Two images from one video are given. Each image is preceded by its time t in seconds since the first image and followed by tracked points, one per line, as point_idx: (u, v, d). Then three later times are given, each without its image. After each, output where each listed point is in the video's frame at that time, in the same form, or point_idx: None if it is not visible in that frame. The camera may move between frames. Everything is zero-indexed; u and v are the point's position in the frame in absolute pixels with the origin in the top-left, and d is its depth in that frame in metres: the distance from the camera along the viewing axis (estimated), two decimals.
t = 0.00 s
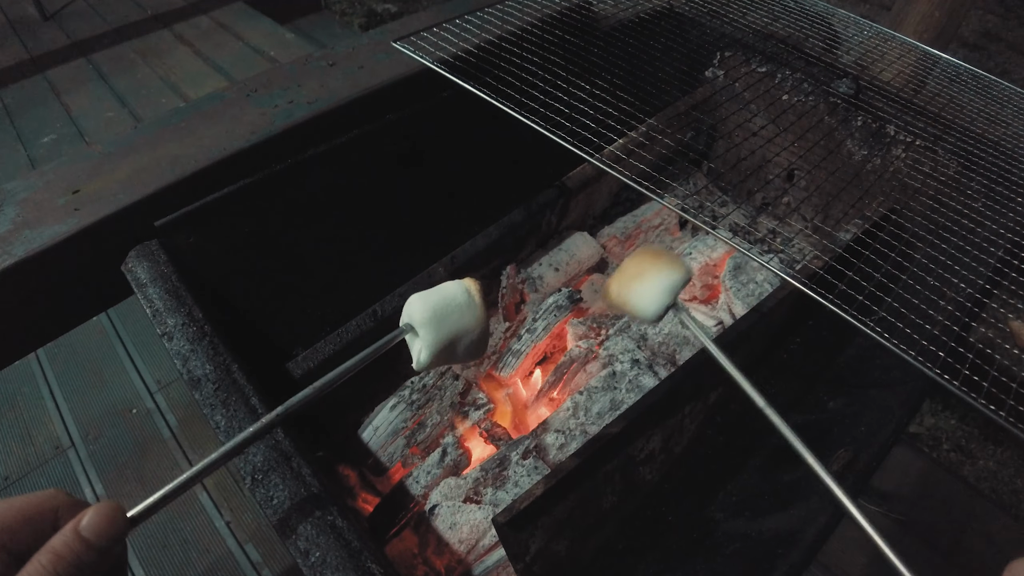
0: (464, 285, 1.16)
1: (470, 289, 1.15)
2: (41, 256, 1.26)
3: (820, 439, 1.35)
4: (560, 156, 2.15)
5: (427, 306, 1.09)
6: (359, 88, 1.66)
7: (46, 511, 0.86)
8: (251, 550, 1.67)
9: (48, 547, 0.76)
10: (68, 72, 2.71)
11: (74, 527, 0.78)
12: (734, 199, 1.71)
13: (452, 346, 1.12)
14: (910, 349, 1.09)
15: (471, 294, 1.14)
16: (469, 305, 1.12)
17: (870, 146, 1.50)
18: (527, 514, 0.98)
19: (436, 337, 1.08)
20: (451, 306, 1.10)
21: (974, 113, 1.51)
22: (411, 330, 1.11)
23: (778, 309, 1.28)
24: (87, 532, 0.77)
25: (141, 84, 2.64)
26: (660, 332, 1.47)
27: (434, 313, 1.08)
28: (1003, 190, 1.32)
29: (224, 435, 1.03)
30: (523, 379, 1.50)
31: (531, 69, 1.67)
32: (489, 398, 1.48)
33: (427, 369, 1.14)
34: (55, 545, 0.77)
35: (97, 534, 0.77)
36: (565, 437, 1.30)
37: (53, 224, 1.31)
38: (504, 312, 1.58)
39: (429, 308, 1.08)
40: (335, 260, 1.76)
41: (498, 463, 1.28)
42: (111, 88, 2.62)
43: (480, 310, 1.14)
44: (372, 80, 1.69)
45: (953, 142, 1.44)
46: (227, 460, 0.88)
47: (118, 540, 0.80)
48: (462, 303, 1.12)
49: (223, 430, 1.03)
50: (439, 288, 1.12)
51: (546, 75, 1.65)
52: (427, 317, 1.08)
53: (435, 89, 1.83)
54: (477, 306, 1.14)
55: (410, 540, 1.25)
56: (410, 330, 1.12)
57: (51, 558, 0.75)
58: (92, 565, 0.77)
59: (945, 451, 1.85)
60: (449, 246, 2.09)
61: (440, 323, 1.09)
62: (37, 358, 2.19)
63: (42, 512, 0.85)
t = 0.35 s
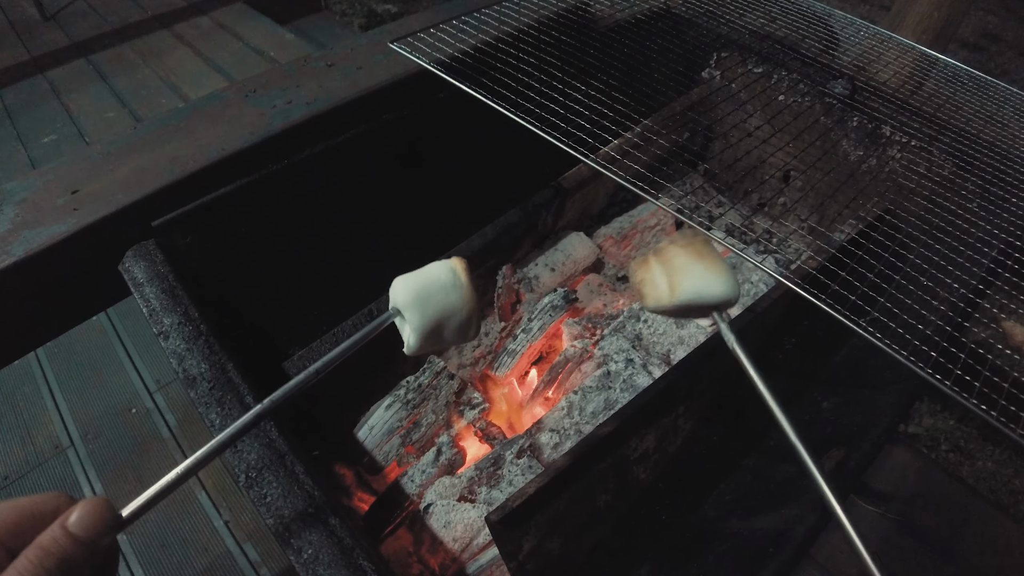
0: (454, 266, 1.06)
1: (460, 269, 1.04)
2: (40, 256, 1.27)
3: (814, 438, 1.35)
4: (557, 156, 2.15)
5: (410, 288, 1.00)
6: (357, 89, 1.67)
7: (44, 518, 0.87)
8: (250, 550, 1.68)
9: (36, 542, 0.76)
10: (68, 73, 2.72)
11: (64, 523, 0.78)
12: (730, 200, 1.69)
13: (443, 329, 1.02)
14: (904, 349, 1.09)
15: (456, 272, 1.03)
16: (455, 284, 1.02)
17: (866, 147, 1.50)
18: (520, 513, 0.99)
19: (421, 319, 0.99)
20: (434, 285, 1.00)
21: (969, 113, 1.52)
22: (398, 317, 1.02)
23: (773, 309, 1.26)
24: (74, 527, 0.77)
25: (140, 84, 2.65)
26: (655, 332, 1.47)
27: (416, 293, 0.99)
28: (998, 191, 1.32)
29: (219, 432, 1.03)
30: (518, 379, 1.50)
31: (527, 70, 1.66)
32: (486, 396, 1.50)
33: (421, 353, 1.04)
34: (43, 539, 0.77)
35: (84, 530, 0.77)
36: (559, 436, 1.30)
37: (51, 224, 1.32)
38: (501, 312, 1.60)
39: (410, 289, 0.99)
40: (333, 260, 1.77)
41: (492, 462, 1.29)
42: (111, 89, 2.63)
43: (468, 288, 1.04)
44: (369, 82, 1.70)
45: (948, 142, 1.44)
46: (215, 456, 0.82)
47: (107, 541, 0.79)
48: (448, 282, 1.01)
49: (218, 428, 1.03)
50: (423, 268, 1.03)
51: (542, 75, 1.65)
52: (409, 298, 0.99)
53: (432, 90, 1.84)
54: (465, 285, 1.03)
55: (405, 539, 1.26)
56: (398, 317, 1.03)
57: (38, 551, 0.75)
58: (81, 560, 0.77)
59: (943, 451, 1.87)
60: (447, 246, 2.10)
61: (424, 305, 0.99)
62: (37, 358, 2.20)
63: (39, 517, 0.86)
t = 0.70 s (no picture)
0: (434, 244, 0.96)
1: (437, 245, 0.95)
2: (46, 255, 1.28)
3: (811, 435, 1.37)
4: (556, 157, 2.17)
5: (387, 273, 0.94)
6: (359, 90, 1.68)
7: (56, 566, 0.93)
8: (251, 548, 1.70)
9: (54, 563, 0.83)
10: (70, 73, 2.74)
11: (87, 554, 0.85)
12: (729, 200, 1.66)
13: (430, 309, 0.94)
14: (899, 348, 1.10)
15: (432, 247, 0.94)
16: (432, 260, 0.93)
17: (863, 147, 1.50)
18: (520, 508, 1.00)
19: (402, 303, 0.92)
20: (411, 267, 0.93)
21: (965, 114, 1.53)
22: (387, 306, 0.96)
23: (771, 308, 1.27)
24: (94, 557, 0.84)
25: (142, 85, 2.67)
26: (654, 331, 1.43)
27: (391, 276, 0.93)
28: (993, 192, 1.33)
29: (224, 428, 1.04)
30: (518, 377, 1.51)
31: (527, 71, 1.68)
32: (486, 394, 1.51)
33: (420, 337, 0.97)
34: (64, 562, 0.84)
35: (101, 559, 0.84)
36: (559, 432, 1.31)
37: (57, 224, 1.33)
38: (501, 312, 1.62)
39: (387, 273, 0.93)
40: (335, 259, 1.78)
41: (493, 458, 1.29)
42: (112, 89, 2.64)
43: (448, 260, 0.93)
44: (371, 83, 1.71)
45: (943, 143, 1.45)
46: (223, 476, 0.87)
47: None
48: (424, 259, 0.93)
49: (224, 423, 1.04)
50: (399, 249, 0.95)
51: (542, 77, 1.67)
52: (387, 282, 0.93)
53: (433, 91, 1.85)
54: (444, 258, 0.93)
55: (407, 534, 1.27)
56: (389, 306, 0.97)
57: (51, 571, 0.81)
58: None
59: (942, 451, 1.89)
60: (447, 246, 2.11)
61: (402, 287, 0.92)
62: (40, 357, 2.21)
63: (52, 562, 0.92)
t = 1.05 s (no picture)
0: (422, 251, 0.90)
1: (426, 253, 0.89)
2: (53, 256, 1.30)
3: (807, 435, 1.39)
4: (556, 159, 2.19)
5: (376, 283, 0.89)
6: (362, 93, 1.70)
7: None
8: (253, 547, 1.74)
9: None
10: (73, 75, 2.76)
11: None
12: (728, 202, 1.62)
13: (424, 319, 0.90)
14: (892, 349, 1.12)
15: (421, 256, 0.89)
16: (421, 269, 0.88)
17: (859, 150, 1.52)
18: (520, 505, 1.02)
19: (396, 314, 0.88)
20: (401, 277, 0.88)
21: (959, 117, 1.55)
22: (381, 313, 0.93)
23: (768, 309, 1.29)
24: None
25: (145, 86, 2.68)
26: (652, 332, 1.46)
27: (383, 289, 0.88)
28: (987, 194, 1.36)
29: (232, 425, 1.06)
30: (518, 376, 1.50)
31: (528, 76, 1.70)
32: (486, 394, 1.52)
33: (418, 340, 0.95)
34: None
35: None
36: (559, 431, 1.31)
37: (64, 225, 1.35)
38: (502, 312, 1.64)
39: (376, 285, 0.88)
40: (337, 261, 1.80)
41: (494, 456, 1.31)
42: (114, 91, 2.66)
43: (440, 270, 0.88)
44: (374, 86, 1.73)
45: (938, 146, 1.48)
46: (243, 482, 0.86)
47: None
48: (414, 269, 0.87)
49: (231, 421, 1.06)
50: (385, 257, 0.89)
51: (542, 81, 1.69)
52: (376, 293, 0.89)
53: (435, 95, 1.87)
54: (436, 268, 0.88)
55: (410, 531, 1.28)
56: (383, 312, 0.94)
57: None
58: None
59: (940, 451, 1.91)
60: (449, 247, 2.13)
61: (393, 301, 0.88)
62: (43, 357, 2.23)
63: None
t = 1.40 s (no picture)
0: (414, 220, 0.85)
1: (419, 222, 0.84)
2: (59, 253, 1.33)
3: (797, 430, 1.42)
4: (552, 160, 2.23)
5: (372, 250, 0.86)
6: (362, 95, 1.73)
7: None
8: (254, 542, 1.77)
9: None
10: (75, 77, 2.79)
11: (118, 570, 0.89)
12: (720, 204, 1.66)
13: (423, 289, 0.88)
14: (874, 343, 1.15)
15: (419, 226, 0.84)
16: (419, 241, 0.84)
17: (847, 150, 1.54)
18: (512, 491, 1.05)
19: (393, 285, 0.86)
20: (397, 247, 0.84)
21: (943, 119, 1.59)
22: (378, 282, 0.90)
23: (757, 304, 1.31)
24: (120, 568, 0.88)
25: (147, 89, 2.72)
26: (643, 326, 1.49)
27: (379, 263, 0.85)
28: (968, 194, 1.39)
29: (236, 410, 1.08)
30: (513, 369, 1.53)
31: (523, 78, 1.73)
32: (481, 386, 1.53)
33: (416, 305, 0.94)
34: None
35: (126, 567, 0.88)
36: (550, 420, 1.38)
37: (69, 224, 1.38)
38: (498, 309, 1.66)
39: (371, 258, 0.85)
40: (337, 260, 1.83)
41: (488, 445, 1.35)
42: (116, 93, 2.70)
43: (438, 242, 0.84)
44: (373, 88, 1.76)
45: (922, 147, 1.51)
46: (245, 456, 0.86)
47: None
48: (409, 242, 0.84)
49: (235, 406, 1.08)
50: (382, 223, 0.85)
51: (537, 84, 1.72)
52: (372, 261, 0.86)
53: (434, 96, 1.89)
54: (431, 238, 0.84)
55: (405, 518, 1.29)
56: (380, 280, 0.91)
57: None
58: None
59: (935, 451, 1.94)
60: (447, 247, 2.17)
61: (391, 274, 0.85)
62: (46, 355, 2.26)
63: None
